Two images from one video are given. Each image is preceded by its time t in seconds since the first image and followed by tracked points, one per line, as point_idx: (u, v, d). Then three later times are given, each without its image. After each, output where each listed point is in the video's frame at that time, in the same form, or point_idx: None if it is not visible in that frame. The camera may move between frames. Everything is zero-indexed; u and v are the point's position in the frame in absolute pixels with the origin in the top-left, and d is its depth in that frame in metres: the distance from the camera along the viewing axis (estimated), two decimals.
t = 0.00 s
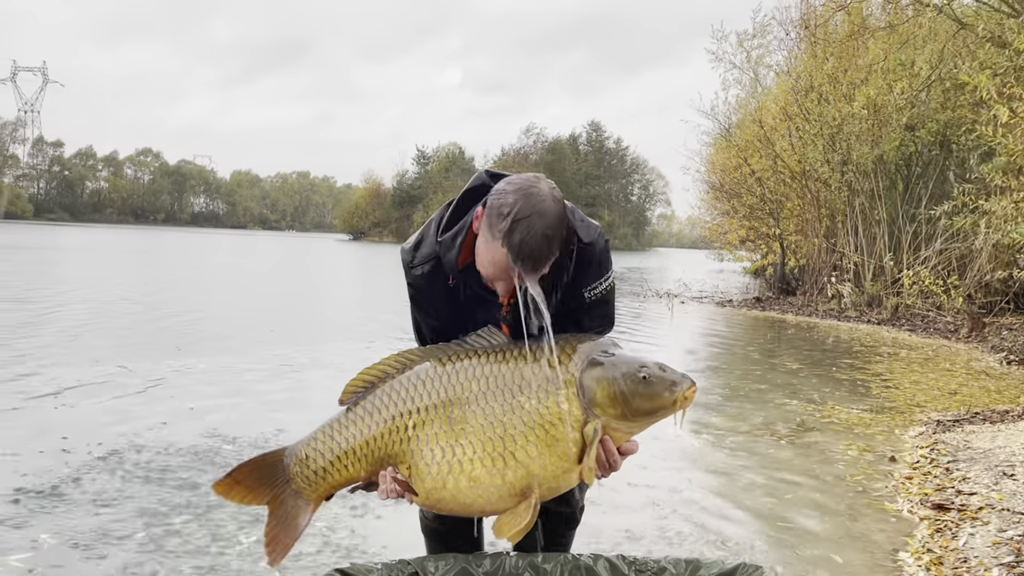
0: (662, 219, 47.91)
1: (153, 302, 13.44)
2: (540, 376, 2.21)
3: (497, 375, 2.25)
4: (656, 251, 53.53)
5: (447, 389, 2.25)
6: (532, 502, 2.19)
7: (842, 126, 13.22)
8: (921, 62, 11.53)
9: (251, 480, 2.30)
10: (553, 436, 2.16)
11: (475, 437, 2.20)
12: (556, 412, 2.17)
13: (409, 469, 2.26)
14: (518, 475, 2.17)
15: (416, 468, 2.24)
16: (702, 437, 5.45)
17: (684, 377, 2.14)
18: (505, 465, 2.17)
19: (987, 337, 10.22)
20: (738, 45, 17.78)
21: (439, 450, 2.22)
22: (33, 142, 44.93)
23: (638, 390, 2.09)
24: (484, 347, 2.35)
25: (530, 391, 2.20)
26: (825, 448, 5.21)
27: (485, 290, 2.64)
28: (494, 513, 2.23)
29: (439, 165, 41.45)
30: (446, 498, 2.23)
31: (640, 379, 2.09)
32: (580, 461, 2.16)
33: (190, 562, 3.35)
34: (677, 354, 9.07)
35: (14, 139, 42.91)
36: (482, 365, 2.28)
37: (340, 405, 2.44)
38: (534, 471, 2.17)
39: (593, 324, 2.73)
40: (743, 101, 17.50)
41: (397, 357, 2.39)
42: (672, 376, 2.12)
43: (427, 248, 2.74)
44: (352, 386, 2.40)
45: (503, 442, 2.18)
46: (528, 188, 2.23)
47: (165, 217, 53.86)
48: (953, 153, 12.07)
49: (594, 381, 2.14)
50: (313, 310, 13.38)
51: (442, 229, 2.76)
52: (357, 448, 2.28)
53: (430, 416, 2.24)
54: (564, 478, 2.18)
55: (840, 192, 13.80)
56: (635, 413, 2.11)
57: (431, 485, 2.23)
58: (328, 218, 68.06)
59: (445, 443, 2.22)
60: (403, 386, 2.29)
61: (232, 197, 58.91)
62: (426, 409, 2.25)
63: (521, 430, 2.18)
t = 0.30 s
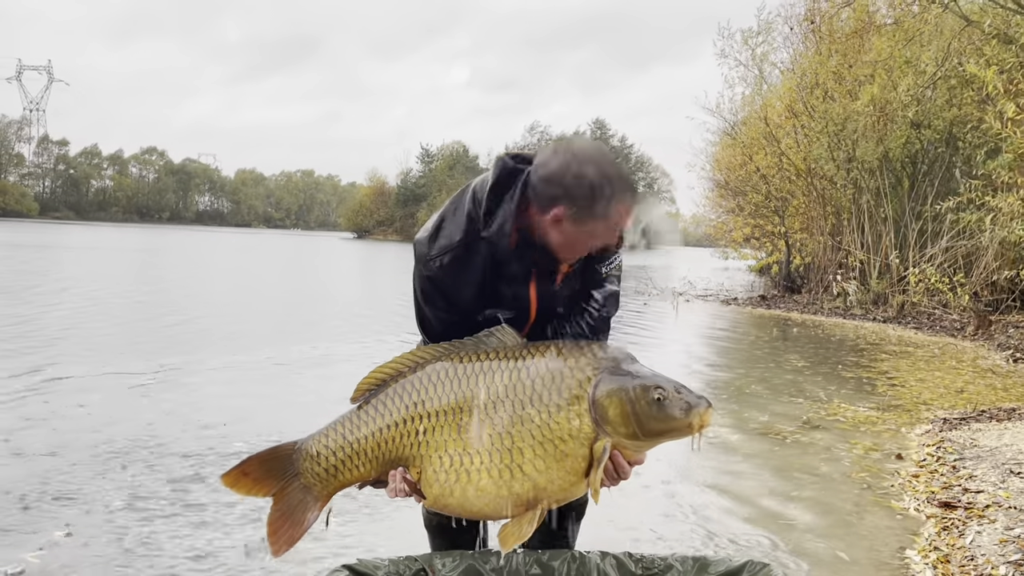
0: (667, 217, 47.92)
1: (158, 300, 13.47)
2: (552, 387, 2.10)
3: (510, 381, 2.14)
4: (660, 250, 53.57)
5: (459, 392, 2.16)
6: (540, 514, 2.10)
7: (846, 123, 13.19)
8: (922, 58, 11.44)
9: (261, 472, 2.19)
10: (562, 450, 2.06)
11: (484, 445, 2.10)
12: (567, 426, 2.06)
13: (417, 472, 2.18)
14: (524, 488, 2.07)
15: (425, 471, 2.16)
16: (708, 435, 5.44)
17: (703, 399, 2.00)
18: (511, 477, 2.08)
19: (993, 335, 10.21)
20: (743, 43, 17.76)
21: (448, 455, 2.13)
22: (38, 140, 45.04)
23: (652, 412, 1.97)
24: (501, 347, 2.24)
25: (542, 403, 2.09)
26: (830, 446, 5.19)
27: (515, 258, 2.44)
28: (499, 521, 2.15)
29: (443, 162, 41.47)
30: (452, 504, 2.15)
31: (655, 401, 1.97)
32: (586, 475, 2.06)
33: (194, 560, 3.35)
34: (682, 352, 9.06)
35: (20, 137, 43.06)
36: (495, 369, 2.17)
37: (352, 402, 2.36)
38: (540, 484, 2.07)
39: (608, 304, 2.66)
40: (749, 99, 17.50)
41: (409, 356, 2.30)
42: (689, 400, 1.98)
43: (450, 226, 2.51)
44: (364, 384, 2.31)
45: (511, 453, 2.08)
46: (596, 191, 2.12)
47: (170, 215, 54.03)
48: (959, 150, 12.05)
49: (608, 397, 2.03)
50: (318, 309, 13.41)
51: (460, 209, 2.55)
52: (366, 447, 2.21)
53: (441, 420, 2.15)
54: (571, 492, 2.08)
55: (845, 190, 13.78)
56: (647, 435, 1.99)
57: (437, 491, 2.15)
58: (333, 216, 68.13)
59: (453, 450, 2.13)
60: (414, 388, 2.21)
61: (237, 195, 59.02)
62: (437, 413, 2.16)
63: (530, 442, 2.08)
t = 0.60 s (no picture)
0: (670, 215, 47.84)
1: (161, 297, 13.47)
2: (559, 397, 2.04)
3: (514, 391, 2.07)
4: (662, 248, 53.55)
5: (461, 404, 2.09)
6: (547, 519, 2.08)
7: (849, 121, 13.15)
8: (925, 56, 11.42)
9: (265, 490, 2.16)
10: (570, 459, 2.02)
11: (490, 457, 2.05)
12: (576, 437, 2.02)
13: (422, 483, 2.13)
14: (532, 498, 2.03)
15: (429, 484, 2.11)
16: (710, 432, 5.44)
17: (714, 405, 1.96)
18: (519, 488, 2.03)
19: (995, 334, 10.20)
20: (745, 40, 17.74)
21: (452, 467, 2.07)
22: (41, 138, 45.08)
23: (663, 423, 1.92)
24: (505, 353, 2.17)
25: (548, 414, 2.04)
26: (832, 445, 5.18)
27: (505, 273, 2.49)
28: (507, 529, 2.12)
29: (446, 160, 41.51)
30: (459, 514, 2.11)
31: (666, 411, 1.92)
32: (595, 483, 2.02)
33: (193, 557, 3.35)
34: (684, 350, 9.05)
35: (23, 134, 43.11)
36: (498, 378, 2.10)
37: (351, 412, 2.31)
38: (550, 494, 2.04)
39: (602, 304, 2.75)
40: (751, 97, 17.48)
41: (408, 365, 2.22)
42: (701, 408, 1.94)
43: (442, 227, 2.53)
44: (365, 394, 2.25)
45: (518, 465, 2.03)
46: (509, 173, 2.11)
47: (173, 212, 54.08)
48: (962, 148, 12.02)
49: (617, 405, 1.97)
50: (320, 306, 13.41)
51: (454, 206, 2.56)
52: (369, 460, 2.16)
53: (443, 433, 2.09)
54: (580, 500, 2.06)
55: (848, 187, 13.75)
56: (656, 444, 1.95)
57: (443, 502, 2.11)
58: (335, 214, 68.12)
59: (457, 463, 2.07)
60: (414, 400, 2.14)
61: (240, 193, 59.05)
62: (439, 425, 2.09)
63: (537, 452, 2.03)
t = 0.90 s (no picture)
0: (673, 214, 47.86)
1: (164, 295, 13.48)
2: (548, 392, 2.03)
3: (503, 386, 2.06)
4: (665, 247, 53.54)
5: (450, 398, 2.07)
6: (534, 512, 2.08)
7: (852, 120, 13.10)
8: (930, 55, 11.43)
9: (253, 489, 2.10)
10: (560, 453, 2.01)
11: (477, 451, 2.04)
12: (566, 430, 2.01)
13: (410, 479, 2.11)
14: (520, 493, 2.02)
15: (418, 478, 2.09)
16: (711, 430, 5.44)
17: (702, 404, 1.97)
18: (506, 482, 2.02)
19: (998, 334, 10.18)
20: (749, 39, 17.71)
21: (440, 462, 2.06)
22: (44, 136, 45.14)
23: (651, 418, 1.93)
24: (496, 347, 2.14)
25: (538, 410, 2.02)
26: (833, 444, 5.18)
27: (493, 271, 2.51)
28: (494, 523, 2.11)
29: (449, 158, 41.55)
30: (446, 507, 2.10)
31: (654, 405, 1.93)
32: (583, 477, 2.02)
33: (195, 553, 3.37)
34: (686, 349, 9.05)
35: (26, 133, 43.19)
36: (485, 373, 2.08)
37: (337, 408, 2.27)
38: (537, 489, 2.03)
39: (594, 301, 2.75)
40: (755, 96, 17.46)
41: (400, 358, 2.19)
42: (688, 405, 1.95)
43: (431, 227, 2.54)
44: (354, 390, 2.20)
45: (506, 459, 2.02)
46: (492, 165, 2.13)
47: (176, 211, 54.13)
48: (966, 147, 12.00)
49: (607, 400, 1.97)
50: (323, 304, 13.42)
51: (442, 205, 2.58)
52: (357, 455, 2.13)
53: (431, 427, 2.07)
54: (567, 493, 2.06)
55: (851, 186, 13.73)
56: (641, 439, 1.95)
57: (431, 496, 2.10)
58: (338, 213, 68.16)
59: (445, 457, 2.06)
60: (403, 394, 2.11)
61: (243, 192, 59.09)
62: (427, 420, 2.08)
63: (525, 446, 2.02)
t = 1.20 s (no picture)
0: (674, 213, 47.91)
1: (167, 294, 13.50)
2: (525, 362, 2.06)
3: (482, 361, 2.10)
4: (667, 247, 53.62)
5: (432, 374, 2.11)
6: (512, 489, 2.02)
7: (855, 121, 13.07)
8: (931, 55, 11.31)
9: (240, 463, 2.12)
10: (534, 420, 2.01)
11: (457, 421, 2.04)
12: (541, 396, 2.02)
13: (391, 459, 2.09)
14: (498, 464, 2.00)
15: (398, 456, 2.08)
16: (713, 431, 5.46)
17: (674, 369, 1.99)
18: (483, 451, 2.01)
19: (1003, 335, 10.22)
20: (752, 39, 17.70)
21: (420, 435, 2.06)
22: (48, 135, 45.24)
23: (621, 377, 1.95)
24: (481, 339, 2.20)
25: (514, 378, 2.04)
26: (836, 444, 5.17)
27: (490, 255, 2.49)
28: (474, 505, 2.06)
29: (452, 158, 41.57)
30: (425, 487, 2.06)
31: (623, 364, 1.96)
32: (559, 444, 2.01)
33: (199, 552, 3.37)
34: (689, 348, 9.05)
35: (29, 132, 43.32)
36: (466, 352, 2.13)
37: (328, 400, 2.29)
38: (515, 459, 2.01)
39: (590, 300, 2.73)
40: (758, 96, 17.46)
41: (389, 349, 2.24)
42: (660, 368, 1.97)
43: (428, 216, 2.54)
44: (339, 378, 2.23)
45: (485, 429, 2.02)
46: (513, 133, 2.02)
47: (178, 211, 54.19)
48: (969, 147, 11.99)
49: (579, 366, 2.01)
50: (325, 304, 13.43)
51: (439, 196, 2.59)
52: (338, 437, 2.12)
53: (412, 403, 2.08)
54: (547, 466, 2.01)
55: (854, 187, 13.74)
56: (614, 400, 1.97)
57: (409, 475, 2.07)
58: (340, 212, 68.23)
59: (424, 432, 2.06)
60: (386, 374, 2.15)
61: (246, 191, 59.16)
62: (408, 396, 2.09)
63: (501, 415, 2.02)
